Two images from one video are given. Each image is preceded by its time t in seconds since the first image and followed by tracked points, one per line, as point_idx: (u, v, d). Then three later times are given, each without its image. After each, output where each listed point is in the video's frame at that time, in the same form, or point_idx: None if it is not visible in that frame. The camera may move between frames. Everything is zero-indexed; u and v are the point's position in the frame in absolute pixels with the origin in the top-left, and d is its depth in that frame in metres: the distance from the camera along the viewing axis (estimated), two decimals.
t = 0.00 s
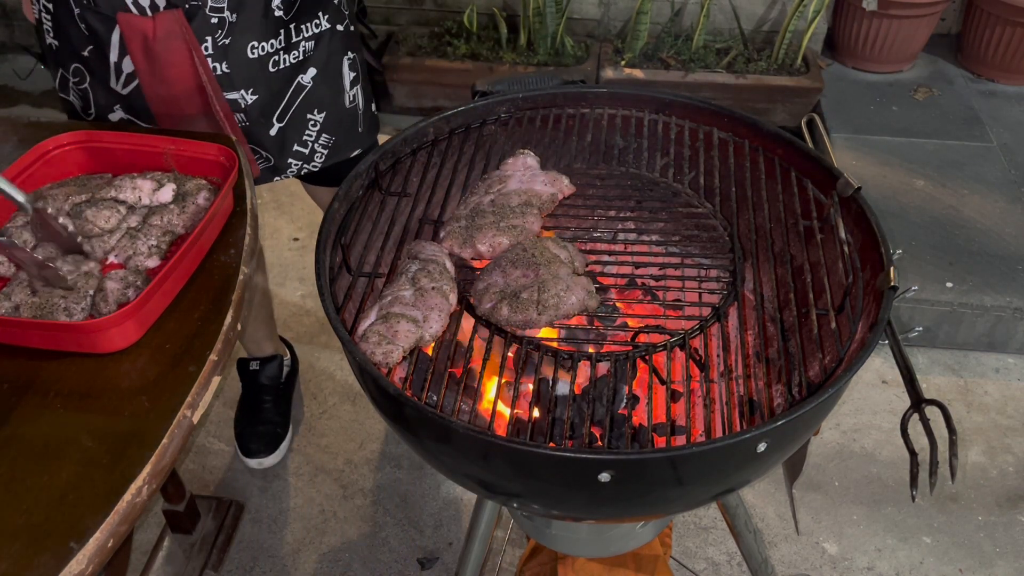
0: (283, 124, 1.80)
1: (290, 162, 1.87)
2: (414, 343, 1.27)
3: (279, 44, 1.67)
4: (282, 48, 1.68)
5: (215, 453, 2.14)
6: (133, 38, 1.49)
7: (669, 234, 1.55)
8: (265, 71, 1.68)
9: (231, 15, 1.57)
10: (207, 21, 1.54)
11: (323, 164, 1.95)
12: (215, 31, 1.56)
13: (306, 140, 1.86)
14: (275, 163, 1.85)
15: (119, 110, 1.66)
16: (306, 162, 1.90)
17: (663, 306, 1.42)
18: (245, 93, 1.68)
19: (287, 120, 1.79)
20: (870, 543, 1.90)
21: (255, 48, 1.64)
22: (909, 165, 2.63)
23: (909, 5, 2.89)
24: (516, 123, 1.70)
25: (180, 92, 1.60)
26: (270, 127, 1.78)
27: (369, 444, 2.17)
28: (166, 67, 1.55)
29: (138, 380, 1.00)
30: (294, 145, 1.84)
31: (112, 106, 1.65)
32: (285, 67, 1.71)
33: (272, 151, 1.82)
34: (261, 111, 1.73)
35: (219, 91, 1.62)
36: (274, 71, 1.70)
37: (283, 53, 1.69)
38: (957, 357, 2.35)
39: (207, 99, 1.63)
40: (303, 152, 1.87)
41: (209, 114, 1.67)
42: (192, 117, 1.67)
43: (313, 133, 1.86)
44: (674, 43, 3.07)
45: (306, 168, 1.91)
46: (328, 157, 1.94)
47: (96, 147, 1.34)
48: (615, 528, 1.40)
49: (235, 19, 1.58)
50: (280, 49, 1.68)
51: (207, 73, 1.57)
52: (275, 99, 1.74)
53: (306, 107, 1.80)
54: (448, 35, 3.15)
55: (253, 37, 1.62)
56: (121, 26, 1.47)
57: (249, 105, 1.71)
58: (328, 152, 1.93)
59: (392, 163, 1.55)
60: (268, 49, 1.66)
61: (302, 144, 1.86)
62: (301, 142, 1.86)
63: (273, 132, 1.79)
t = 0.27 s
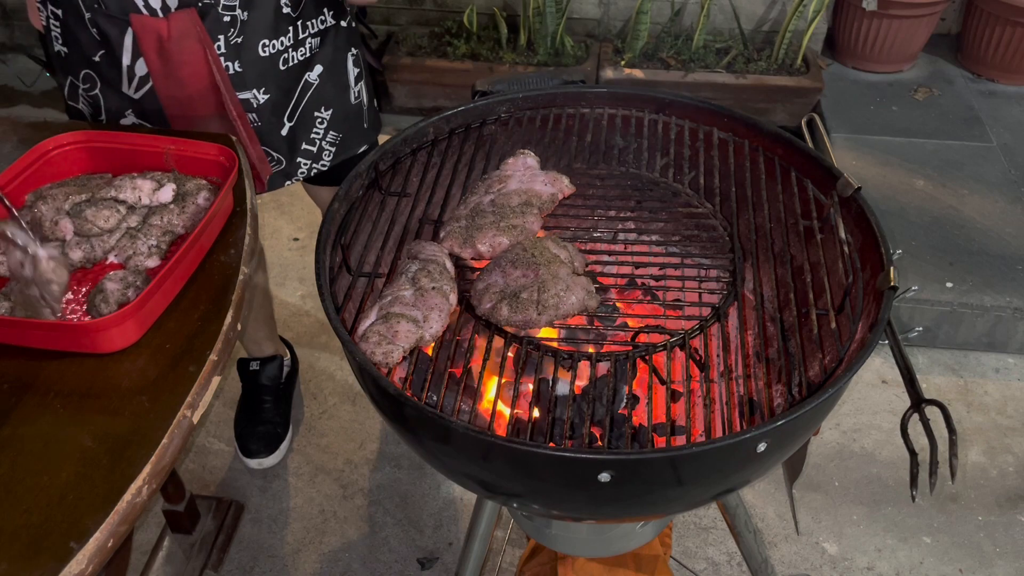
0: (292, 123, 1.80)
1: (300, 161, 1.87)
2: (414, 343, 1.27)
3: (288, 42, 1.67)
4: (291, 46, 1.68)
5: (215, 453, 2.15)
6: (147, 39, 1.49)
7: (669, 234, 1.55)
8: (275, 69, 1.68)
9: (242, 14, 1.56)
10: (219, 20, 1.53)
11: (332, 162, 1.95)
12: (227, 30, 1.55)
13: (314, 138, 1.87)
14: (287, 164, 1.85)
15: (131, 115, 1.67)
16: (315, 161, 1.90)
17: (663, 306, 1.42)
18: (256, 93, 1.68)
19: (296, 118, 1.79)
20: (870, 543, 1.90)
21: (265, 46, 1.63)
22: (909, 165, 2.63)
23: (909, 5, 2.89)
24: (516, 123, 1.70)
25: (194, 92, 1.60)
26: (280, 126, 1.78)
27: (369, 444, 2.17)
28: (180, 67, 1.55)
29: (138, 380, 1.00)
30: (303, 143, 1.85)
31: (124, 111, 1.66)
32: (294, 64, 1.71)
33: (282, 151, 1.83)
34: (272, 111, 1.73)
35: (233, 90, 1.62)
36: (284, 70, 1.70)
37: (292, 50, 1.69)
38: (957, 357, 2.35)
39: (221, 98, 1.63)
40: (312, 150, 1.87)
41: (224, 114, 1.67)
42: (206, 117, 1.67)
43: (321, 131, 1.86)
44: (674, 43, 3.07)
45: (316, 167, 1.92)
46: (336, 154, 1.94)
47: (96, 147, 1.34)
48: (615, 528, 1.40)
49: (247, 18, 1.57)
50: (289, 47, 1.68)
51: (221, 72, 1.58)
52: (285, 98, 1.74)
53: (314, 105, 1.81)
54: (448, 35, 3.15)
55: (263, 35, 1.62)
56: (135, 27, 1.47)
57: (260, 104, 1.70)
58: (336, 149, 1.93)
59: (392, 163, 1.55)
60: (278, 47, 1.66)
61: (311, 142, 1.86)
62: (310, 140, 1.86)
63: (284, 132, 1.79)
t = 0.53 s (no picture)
0: (305, 125, 1.80)
1: (313, 165, 1.87)
2: (414, 343, 1.28)
3: (301, 43, 1.67)
4: (304, 47, 1.68)
5: (215, 453, 2.15)
6: (161, 37, 1.50)
7: (669, 234, 1.55)
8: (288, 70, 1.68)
9: (257, 14, 1.56)
10: (233, 20, 1.54)
11: (343, 165, 1.95)
12: (241, 30, 1.56)
13: (325, 141, 1.87)
14: (299, 167, 1.86)
15: (144, 114, 1.66)
16: (327, 163, 1.90)
17: (663, 306, 1.42)
18: (269, 93, 1.68)
19: (308, 120, 1.80)
20: (870, 542, 1.90)
21: (278, 47, 1.63)
22: (908, 165, 2.63)
23: (909, 5, 2.89)
24: (517, 123, 1.70)
25: (206, 92, 1.61)
26: (294, 128, 1.78)
27: (369, 444, 2.17)
28: (194, 66, 1.56)
29: (138, 380, 1.00)
30: (315, 146, 1.85)
31: (137, 110, 1.66)
32: (307, 65, 1.71)
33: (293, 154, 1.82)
34: (284, 112, 1.73)
35: (245, 90, 1.63)
36: (297, 71, 1.70)
37: (304, 51, 1.69)
38: (957, 357, 2.35)
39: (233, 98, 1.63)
40: (323, 153, 1.87)
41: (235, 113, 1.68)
42: (217, 118, 1.67)
43: (332, 133, 1.87)
44: (675, 43, 3.07)
45: (328, 170, 1.92)
46: (348, 156, 1.94)
47: (96, 147, 1.34)
48: (615, 528, 1.40)
49: (261, 18, 1.57)
50: (302, 48, 1.68)
51: (234, 70, 1.58)
52: (297, 99, 1.74)
53: (326, 107, 1.81)
54: (448, 35, 3.15)
55: (277, 36, 1.62)
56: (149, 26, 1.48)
57: (273, 105, 1.71)
58: (347, 151, 1.93)
59: (392, 163, 1.55)
60: (291, 48, 1.66)
61: (323, 144, 1.87)
62: (322, 143, 1.86)
63: (296, 134, 1.79)
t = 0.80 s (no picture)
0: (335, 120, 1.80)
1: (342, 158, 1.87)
2: (414, 344, 1.28)
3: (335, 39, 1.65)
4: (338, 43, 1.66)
5: (215, 453, 2.15)
6: (207, 35, 1.53)
7: (669, 234, 1.55)
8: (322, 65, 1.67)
9: (294, 10, 1.55)
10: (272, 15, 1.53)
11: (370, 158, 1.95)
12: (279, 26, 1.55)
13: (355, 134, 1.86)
14: (330, 162, 1.85)
15: (181, 112, 1.66)
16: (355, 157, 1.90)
17: (663, 306, 1.42)
18: (304, 89, 1.69)
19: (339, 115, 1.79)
20: (870, 542, 1.90)
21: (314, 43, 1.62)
22: (908, 165, 2.63)
23: (909, 5, 2.90)
24: (516, 123, 1.70)
25: (246, 89, 1.63)
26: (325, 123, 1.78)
27: (369, 444, 2.17)
28: (235, 63, 1.59)
29: (138, 380, 1.00)
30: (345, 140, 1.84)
31: (173, 109, 1.65)
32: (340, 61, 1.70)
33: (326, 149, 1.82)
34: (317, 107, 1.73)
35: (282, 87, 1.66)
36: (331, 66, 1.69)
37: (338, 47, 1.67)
38: (957, 357, 2.34)
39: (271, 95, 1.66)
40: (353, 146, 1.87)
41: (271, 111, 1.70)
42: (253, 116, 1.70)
43: (362, 127, 1.86)
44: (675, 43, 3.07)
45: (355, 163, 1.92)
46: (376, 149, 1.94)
47: (97, 147, 1.34)
48: (615, 528, 1.40)
49: (298, 14, 1.56)
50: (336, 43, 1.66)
51: (274, 67, 1.62)
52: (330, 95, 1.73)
53: (356, 101, 1.80)
54: (448, 35, 3.15)
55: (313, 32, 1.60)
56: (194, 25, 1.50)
57: (308, 100, 1.71)
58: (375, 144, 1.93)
59: (392, 163, 1.55)
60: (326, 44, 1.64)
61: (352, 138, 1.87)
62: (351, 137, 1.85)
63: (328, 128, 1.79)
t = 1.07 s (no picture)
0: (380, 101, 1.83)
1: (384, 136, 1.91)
2: (415, 344, 1.28)
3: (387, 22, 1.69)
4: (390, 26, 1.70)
5: (215, 453, 2.15)
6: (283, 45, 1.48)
7: (669, 234, 1.55)
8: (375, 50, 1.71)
9: None
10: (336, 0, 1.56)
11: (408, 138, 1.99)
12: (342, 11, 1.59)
13: (398, 115, 1.90)
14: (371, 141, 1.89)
15: (244, 107, 1.64)
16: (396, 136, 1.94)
17: (663, 306, 1.42)
18: (360, 75, 1.72)
19: (385, 95, 1.83)
20: (870, 542, 1.90)
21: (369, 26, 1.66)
22: (908, 165, 2.63)
23: (909, 5, 2.90)
24: (516, 122, 1.71)
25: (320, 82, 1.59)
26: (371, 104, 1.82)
27: (369, 444, 2.17)
28: (309, 58, 1.53)
29: (138, 381, 1.00)
30: (387, 119, 1.88)
31: (238, 104, 1.63)
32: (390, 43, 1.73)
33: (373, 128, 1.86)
34: (368, 91, 1.77)
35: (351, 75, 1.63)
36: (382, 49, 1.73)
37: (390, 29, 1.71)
38: (957, 357, 2.34)
39: (344, 85, 1.63)
40: (395, 125, 1.91)
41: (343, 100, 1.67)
42: (327, 107, 1.66)
43: (405, 108, 1.90)
44: (675, 43, 3.07)
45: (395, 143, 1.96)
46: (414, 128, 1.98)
47: (97, 147, 1.34)
48: (615, 528, 1.40)
49: None
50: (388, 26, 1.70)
51: (343, 65, 1.59)
52: (379, 76, 1.77)
53: (400, 83, 1.84)
54: (448, 35, 3.15)
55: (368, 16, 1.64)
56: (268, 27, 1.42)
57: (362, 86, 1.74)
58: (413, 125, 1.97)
59: (392, 163, 1.55)
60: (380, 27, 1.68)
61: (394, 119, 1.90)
62: (393, 116, 1.89)
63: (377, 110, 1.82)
